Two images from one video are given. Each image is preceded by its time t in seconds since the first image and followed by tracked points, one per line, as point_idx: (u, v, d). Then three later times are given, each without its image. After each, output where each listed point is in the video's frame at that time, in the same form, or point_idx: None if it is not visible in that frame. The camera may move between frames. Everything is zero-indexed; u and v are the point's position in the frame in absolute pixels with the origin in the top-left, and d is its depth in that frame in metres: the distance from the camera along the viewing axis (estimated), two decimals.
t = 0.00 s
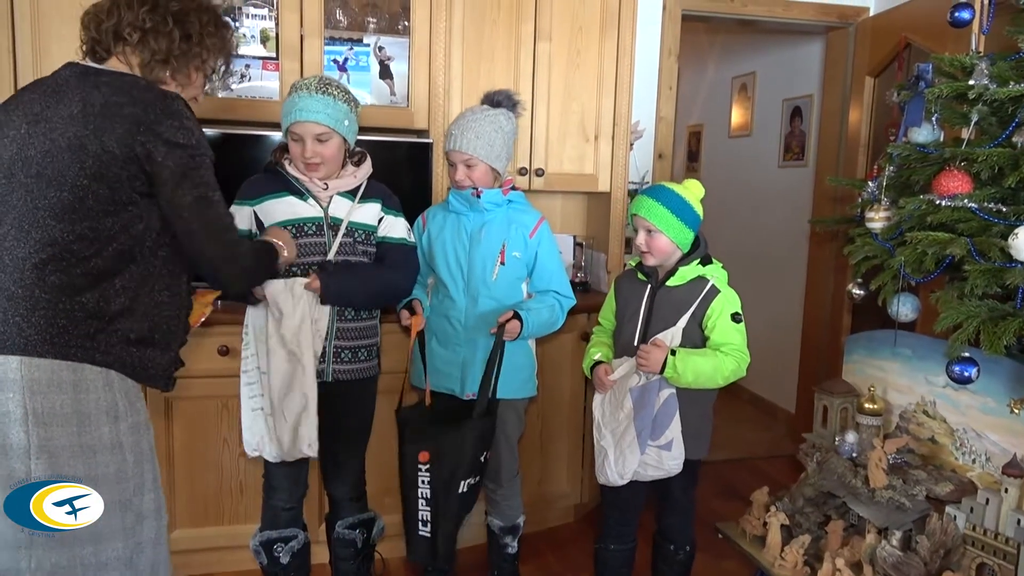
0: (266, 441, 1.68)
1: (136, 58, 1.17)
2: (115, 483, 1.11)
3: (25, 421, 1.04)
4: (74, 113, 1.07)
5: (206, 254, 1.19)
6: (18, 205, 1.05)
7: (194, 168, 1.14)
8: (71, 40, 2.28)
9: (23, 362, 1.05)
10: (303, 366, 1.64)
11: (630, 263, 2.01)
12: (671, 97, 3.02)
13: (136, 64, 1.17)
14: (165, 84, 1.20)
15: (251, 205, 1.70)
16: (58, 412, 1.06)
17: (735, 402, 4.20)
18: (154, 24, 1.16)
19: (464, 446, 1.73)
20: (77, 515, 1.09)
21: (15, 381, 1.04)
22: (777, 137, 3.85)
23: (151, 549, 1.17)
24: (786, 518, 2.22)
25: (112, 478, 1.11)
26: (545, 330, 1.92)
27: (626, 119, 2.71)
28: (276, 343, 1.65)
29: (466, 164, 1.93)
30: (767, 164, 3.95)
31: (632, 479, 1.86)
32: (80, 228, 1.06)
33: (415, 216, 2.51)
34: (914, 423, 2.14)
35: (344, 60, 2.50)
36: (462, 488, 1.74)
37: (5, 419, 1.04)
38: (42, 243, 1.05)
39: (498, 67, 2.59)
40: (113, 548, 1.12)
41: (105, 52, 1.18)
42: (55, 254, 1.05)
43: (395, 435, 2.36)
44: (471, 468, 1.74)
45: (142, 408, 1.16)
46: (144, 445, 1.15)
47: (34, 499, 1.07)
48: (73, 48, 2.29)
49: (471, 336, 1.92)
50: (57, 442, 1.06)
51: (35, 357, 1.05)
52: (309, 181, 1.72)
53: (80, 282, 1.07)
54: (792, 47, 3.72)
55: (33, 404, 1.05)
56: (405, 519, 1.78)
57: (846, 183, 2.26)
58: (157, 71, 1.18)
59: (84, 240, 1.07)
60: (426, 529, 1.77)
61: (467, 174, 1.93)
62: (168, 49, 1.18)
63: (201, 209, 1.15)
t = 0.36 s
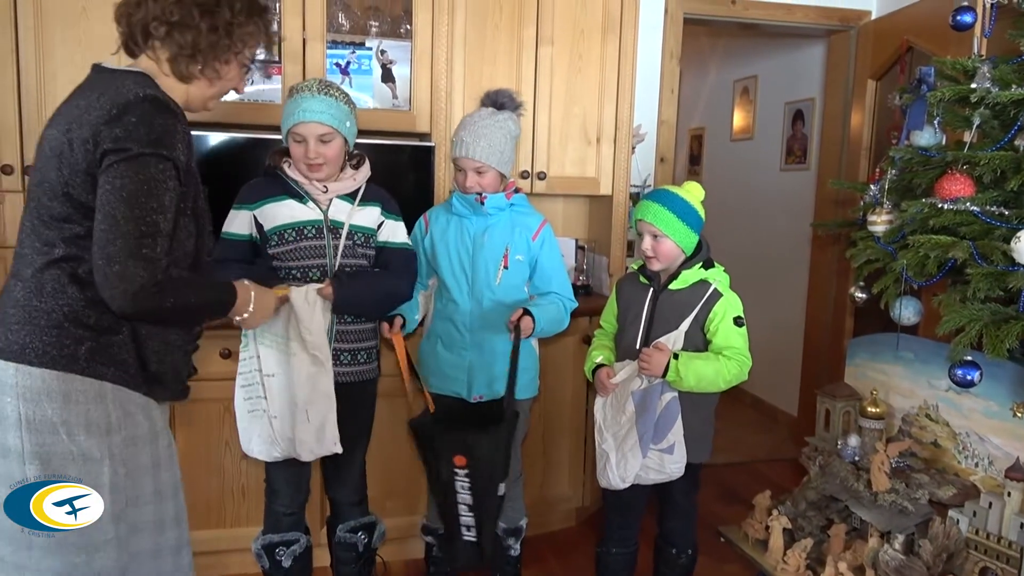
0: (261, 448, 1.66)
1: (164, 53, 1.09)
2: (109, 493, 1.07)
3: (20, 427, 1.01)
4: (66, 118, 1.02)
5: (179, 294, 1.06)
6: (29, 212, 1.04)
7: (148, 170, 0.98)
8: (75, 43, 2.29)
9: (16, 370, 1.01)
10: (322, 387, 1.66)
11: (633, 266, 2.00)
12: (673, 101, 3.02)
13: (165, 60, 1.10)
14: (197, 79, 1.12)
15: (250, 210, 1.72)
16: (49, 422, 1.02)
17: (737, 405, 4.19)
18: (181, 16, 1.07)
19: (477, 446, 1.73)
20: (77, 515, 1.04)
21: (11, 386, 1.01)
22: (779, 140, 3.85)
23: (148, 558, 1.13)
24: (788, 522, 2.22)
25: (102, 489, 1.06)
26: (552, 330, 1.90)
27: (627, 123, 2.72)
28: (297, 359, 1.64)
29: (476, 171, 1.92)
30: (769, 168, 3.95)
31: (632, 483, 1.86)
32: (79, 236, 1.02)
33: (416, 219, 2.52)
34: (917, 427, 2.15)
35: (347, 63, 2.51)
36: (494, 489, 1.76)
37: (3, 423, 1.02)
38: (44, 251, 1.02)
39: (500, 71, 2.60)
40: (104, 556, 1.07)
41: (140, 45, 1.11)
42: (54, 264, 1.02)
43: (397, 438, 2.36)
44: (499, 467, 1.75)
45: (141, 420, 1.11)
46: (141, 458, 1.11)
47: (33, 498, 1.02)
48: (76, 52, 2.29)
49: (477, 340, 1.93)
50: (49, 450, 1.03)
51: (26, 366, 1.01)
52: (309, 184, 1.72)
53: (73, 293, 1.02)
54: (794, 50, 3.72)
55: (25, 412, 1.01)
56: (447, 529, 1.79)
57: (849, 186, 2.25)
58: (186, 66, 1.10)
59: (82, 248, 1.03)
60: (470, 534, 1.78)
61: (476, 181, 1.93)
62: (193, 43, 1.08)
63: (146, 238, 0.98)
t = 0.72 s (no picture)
0: (261, 457, 1.60)
1: (215, 58, 1.06)
2: (129, 501, 1.05)
3: (50, 427, 1.01)
4: (120, 124, 0.99)
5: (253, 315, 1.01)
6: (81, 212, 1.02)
7: (213, 191, 0.96)
8: (76, 45, 2.29)
9: (53, 370, 1.01)
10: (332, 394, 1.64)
11: (634, 267, 2.00)
12: (674, 103, 3.03)
13: (216, 65, 1.07)
14: (248, 84, 1.10)
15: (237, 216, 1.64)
16: (78, 425, 1.02)
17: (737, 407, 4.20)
18: (232, 21, 1.04)
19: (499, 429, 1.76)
20: (77, 515, 1.03)
21: (46, 385, 1.02)
22: (779, 142, 3.85)
23: (160, 568, 1.10)
24: (789, 523, 2.23)
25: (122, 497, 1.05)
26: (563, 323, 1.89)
27: (628, 125, 2.72)
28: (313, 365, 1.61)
29: (485, 172, 1.91)
30: (769, 169, 3.96)
31: (634, 484, 1.86)
32: (127, 243, 1.00)
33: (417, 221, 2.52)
34: (918, 428, 2.15)
35: (347, 65, 2.51)
36: (516, 471, 1.78)
37: (38, 421, 1.03)
38: (91, 255, 1.00)
39: (501, 72, 2.60)
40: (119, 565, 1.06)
41: (187, 51, 1.08)
42: (101, 268, 1.00)
43: (399, 439, 2.36)
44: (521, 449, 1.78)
45: (168, 427, 1.08)
46: (165, 466, 1.09)
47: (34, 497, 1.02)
48: (77, 53, 2.29)
49: (486, 341, 1.93)
50: (75, 454, 1.02)
51: (61, 368, 1.01)
52: (297, 185, 1.69)
53: (113, 298, 1.01)
54: (795, 52, 3.72)
55: (54, 413, 1.01)
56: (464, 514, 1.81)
57: (849, 187, 2.23)
58: (238, 71, 1.07)
59: (129, 256, 1.01)
60: (490, 519, 1.79)
61: (486, 182, 1.92)
62: (245, 47, 1.06)
63: (224, 260, 0.96)
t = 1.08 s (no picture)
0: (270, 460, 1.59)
1: (266, 84, 1.12)
2: (162, 498, 1.09)
3: (85, 424, 1.04)
4: (193, 137, 1.03)
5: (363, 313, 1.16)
6: (124, 216, 1.03)
7: (315, 210, 1.07)
8: (77, 47, 2.29)
9: (90, 369, 1.03)
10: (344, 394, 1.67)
11: (635, 270, 2.00)
12: (675, 105, 3.03)
13: (266, 91, 1.13)
14: (295, 110, 1.15)
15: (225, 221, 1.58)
16: (112, 423, 1.05)
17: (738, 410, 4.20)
18: (284, 50, 1.11)
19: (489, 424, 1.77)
20: (77, 515, 1.06)
21: (81, 384, 1.04)
22: (780, 144, 3.85)
23: (192, 564, 1.13)
24: (790, 526, 2.23)
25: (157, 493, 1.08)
26: (568, 329, 1.93)
27: (629, 128, 2.72)
28: (331, 367, 1.65)
29: (492, 174, 1.93)
30: (770, 172, 3.96)
31: (635, 488, 1.85)
32: (172, 249, 1.02)
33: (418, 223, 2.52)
34: (920, 431, 2.16)
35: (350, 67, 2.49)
36: (503, 471, 1.76)
37: (72, 419, 1.04)
38: (131, 259, 1.02)
39: (501, 74, 2.60)
40: (154, 557, 1.10)
41: (238, 79, 1.15)
42: (141, 271, 1.02)
43: (399, 441, 2.36)
44: (513, 446, 1.77)
45: (200, 427, 1.11)
46: (197, 466, 1.11)
47: (36, 496, 1.08)
48: (79, 55, 2.30)
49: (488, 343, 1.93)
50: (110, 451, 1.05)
51: (99, 366, 1.03)
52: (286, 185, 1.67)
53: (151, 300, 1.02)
54: (796, 55, 3.72)
55: (89, 412, 1.03)
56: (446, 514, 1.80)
57: (851, 190, 2.23)
58: (287, 97, 1.13)
59: (174, 261, 1.03)
60: (471, 520, 1.77)
61: (493, 185, 1.94)
62: (294, 76, 1.12)
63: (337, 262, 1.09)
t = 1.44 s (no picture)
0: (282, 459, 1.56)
1: (318, 127, 1.23)
2: (185, 489, 1.13)
3: (115, 412, 1.08)
4: (257, 160, 1.14)
5: (386, 340, 1.31)
6: (167, 218, 1.10)
7: (362, 251, 1.21)
8: (77, 48, 2.29)
9: (122, 359, 1.07)
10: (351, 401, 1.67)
11: (636, 271, 2.00)
12: (675, 106, 3.03)
13: (319, 133, 1.24)
14: (344, 151, 1.26)
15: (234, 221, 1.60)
16: (142, 414, 1.09)
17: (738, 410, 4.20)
18: (335, 97, 1.21)
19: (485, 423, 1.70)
20: (77, 514, 1.11)
21: (111, 374, 1.07)
22: (780, 145, 3.85)
23: (214, 555, 1.19)
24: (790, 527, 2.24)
25: (183, 483, 1.13)
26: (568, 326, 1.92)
27: (629, 128, 2.72)
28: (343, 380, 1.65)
29: (496, 175, 1.92)
30: (770, 172, 3.96)
31: (635, 488, 1.85)
32: (212, 253, 1.09)
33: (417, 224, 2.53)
34: (919, 431, 2.16)
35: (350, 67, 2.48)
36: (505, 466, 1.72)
37: (100, 406, 1.08)
38: (168, 259, 1.08)
39: (501, 74, 2.60)
40: (174, 544, 1.14)
41: (293, 119, 1.25)
42: (182, 271, 1.08)
43: (399, 442, 2.36)
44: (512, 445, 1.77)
45: (224, 424, 1.17)
46: (218, 459, 1.17)
47: (35, 497, 1.13)
48: (78, 56, 2.30)
49: (487, 345, 1.93)
50: (138, 439, 1.09)
51: (132, 357, 1.07)
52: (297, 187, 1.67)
53: (189, 299, 1.09)
54: (796, 55, 3.72)
55: (121, 400, 1.07)
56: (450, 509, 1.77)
57: (850, 190, 2.23)
58: (338, 139, 1.24)
59: (211, 266, 1.10)
60: (476, 516, 1.73)
61: (495, 184, 1.93)
62: (344, 121, 1.22)
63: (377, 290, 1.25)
